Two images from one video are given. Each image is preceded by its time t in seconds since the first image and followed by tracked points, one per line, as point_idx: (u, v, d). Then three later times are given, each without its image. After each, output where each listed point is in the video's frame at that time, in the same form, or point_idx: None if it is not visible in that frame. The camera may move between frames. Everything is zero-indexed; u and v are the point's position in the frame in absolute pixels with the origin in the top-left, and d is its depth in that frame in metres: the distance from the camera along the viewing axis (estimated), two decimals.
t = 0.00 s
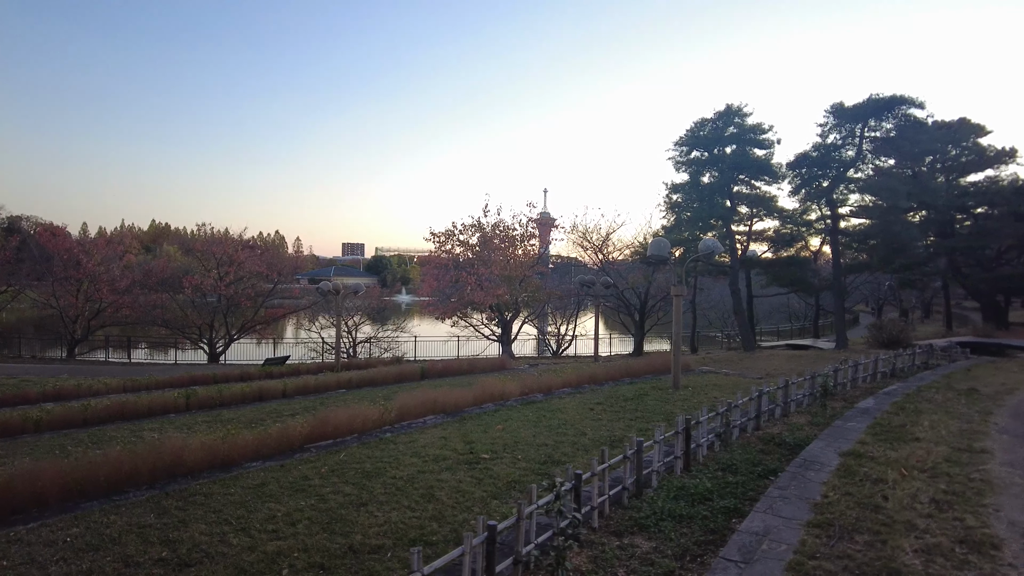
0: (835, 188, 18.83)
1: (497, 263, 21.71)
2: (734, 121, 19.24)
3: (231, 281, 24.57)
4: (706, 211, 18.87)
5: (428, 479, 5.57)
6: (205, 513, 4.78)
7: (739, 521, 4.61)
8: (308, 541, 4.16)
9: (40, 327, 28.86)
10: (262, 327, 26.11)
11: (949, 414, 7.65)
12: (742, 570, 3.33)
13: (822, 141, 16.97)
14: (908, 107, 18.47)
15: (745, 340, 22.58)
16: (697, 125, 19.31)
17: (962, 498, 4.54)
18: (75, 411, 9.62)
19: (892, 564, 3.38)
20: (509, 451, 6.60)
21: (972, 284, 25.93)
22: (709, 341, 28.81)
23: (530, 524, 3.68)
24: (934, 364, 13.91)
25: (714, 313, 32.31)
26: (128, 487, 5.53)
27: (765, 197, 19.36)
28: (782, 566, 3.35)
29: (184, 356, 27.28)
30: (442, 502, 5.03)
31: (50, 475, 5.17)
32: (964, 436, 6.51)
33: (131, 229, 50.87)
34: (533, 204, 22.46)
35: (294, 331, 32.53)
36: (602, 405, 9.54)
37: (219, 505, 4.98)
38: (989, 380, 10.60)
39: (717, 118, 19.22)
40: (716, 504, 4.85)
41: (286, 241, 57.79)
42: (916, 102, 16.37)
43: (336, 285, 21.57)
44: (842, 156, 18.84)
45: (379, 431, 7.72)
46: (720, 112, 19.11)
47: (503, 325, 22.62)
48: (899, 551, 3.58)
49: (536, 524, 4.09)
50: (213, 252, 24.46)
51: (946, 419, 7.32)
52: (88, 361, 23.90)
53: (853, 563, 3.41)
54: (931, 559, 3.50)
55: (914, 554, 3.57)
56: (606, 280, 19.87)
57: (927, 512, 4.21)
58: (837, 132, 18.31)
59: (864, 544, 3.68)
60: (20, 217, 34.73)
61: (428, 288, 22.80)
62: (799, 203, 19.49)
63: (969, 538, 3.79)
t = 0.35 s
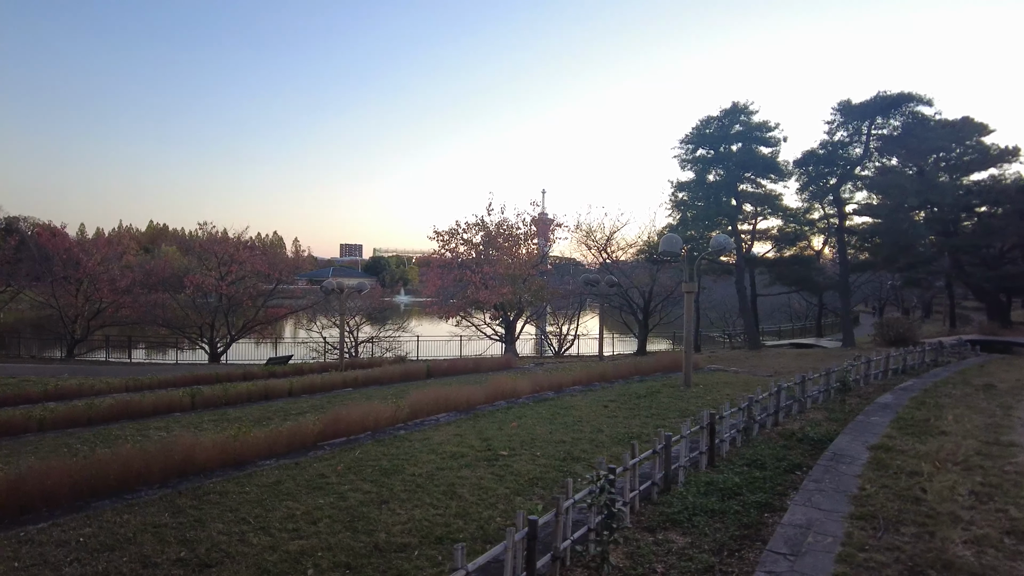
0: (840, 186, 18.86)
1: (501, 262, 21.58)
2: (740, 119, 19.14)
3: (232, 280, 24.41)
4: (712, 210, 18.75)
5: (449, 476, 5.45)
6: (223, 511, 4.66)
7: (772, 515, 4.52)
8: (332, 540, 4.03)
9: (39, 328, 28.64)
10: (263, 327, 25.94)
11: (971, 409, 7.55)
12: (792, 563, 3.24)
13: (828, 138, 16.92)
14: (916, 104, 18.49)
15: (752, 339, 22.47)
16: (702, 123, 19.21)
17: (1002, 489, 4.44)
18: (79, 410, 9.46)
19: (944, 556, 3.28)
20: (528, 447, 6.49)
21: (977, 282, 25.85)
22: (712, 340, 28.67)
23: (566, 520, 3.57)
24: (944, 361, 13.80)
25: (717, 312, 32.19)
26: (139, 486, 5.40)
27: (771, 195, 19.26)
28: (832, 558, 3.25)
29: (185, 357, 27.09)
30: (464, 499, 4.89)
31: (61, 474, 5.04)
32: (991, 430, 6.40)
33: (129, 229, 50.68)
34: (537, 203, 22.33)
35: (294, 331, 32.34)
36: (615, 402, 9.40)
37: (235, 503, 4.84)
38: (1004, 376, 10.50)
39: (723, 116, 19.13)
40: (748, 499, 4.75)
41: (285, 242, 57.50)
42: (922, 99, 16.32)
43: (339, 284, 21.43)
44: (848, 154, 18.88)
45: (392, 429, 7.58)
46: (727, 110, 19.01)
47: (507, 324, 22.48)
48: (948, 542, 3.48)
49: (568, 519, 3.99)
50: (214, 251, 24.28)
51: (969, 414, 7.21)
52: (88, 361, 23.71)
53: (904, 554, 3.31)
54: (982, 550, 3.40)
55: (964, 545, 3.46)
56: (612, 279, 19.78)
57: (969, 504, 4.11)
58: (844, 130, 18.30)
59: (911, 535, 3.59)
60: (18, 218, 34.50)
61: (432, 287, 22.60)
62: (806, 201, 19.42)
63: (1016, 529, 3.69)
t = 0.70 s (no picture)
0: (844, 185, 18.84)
1: (502, 261, 21.43)
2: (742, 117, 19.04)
3: (229, 279, 24.15)
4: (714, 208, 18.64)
5: (467, 477, 5.31)
6: (238, 517, 4.50)
7: (805, 516, 4.42)
8: (355, 546, 3.89)
9: (32, 328, 28.28)
10: (261, 327, 25.69)
11: (990, 407, 7.46)
12: (843, 566, 3.13)
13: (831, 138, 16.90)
14: (921, 103, 18.46)
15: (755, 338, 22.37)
16: (705, 121, 19.11)
17: None
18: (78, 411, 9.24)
19: (998, 558, 3.18)
20: (544, 448, 6.36)
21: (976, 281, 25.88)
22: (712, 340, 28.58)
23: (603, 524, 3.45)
24: (950, 359, 13.74)
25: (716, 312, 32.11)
26: (146, 491, 5.23)
27: (774, 194, 19.17)
28: (884, 561, 3.15)
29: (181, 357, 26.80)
30: (486, 502, 4.75)
31: (66, 479, 4.87)
32: (1014, 428, 6.32)
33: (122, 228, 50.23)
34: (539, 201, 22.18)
35: (291, 331, 32.05)
36: (626, 402, 9.27)
37: (249, 508, 4.69)
38: (1015, 375, 10.44)
39: (726, 114, 19.03)
40: (778, 500, 4.65)
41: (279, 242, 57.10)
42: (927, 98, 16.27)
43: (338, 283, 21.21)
44: (852, 153, 18.89)
45: (402, 429, 7.43)
46: (729, 108, 18.92)
47: (508, 324, 22.31)
48: (998, 543, 3.38)
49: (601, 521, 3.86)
50: (211, 249, 24.01)
51: (989, 412, 7.12)
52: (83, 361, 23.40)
53: (957, 557, 3.20)
54: None
55: (1015, 546, 3.36)
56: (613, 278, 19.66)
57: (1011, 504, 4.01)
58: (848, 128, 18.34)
59: (959, 537, 3.49)
60: (11, 216, 34.08)
61: (433, 287, 22.38)
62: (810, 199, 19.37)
63: None
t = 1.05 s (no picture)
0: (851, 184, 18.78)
1: (507, 260, 21.27)
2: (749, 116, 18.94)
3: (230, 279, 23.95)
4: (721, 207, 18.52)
5: (491, 479, 5.18)
6: (260, 520, 4.37)
7: (844, 516, 4.31)
8: (385, 550, 3.76)
9: (31, 328, 28.02)
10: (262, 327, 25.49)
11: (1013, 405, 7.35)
12: (902, 568, 3.02)
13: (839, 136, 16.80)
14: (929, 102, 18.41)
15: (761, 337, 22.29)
16: (712, 119, 19.01)
17: None
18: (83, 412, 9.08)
19: None
20: (565, 448, 6.23)
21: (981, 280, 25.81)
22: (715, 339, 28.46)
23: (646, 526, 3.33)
24: (962, 358, 13.64)
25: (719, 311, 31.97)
26: (161, 495, 5.08)
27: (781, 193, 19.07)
28: (944, 563, 3.05)
29: (181, 356, 26.59)
30: (513, 503, 4.62)
31: (79, 483, 4.72)
32: None
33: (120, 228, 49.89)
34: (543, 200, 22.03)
35: (291, 330, 31.84)
36: (641, 401, 9.13)
37: (270, 511, 4.55)
38: None
39: (733, 113, 18.92)
40: (815, 500, 4.53)
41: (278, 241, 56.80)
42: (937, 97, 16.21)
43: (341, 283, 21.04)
44: (860, 151, 18.86)
45: (417, 430, 7.29)
46: (737, 107, 18.82)
47: (512, 323, 22.15)
48: None
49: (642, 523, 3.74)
50: (212, 248, 23.80)
51: (1014, 411, 7.01)
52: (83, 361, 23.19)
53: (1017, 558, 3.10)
54: None
55: None
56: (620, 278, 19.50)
57: None
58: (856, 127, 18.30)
59: (1015, 537, 3.38)
60: (8, 216, 33.78)
61: (437, 286, 22.20)
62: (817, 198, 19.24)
63: None
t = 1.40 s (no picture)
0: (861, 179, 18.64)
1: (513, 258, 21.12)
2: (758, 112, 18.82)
3: (234, 277, 23.80)
4: (730, 204, 18.38)
5: (514, 472, 5.06)
6: (281, 514, 4.25)
7: (882, 506, 4.18)
8: (413, 544, 3.64)
9: (33, 327, 27.87)
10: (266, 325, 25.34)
11: None
12: (959, 554, 2.90)
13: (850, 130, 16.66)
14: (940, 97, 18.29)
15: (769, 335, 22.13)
16: (720, 116, 18.90)
17: None
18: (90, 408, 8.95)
19: None
20: (586, 442, 6.10)
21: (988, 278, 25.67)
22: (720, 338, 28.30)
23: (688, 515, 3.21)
24: (975, 355, 13.50)
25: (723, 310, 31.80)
26: (175, 491, 4.95)
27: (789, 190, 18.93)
28: (1002, 549, 2.93)
29: (185, 355, 26.44)
30: (540, 496, 4.50)
31: (92, 479, 4.59)
32: None
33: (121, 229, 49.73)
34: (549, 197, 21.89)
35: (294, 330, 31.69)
36: (656, 397, 8.98)
37: (291, 506, 4.43)
38: None
39: (742, 109, 18.80)
40: (849, 490, 4.41)
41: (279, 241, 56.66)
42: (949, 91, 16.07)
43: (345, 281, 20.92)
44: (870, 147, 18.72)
45: (432, 425, 7.15)
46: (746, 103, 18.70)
47: (518, 321, 22.01)
48: None
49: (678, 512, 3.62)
50: (216, 247, 23.68)
51: None
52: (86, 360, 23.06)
53: None
54: None
55: None
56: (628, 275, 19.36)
57: None
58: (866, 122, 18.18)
59: None
60: (9, 216, 33.63)
61: (444, 286, 21.97)
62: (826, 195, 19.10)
63: None
